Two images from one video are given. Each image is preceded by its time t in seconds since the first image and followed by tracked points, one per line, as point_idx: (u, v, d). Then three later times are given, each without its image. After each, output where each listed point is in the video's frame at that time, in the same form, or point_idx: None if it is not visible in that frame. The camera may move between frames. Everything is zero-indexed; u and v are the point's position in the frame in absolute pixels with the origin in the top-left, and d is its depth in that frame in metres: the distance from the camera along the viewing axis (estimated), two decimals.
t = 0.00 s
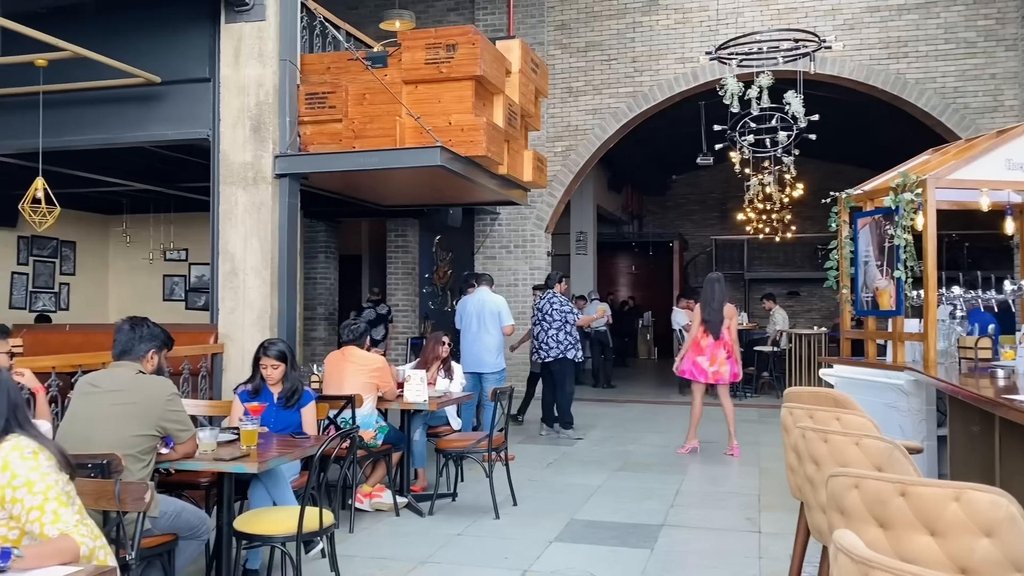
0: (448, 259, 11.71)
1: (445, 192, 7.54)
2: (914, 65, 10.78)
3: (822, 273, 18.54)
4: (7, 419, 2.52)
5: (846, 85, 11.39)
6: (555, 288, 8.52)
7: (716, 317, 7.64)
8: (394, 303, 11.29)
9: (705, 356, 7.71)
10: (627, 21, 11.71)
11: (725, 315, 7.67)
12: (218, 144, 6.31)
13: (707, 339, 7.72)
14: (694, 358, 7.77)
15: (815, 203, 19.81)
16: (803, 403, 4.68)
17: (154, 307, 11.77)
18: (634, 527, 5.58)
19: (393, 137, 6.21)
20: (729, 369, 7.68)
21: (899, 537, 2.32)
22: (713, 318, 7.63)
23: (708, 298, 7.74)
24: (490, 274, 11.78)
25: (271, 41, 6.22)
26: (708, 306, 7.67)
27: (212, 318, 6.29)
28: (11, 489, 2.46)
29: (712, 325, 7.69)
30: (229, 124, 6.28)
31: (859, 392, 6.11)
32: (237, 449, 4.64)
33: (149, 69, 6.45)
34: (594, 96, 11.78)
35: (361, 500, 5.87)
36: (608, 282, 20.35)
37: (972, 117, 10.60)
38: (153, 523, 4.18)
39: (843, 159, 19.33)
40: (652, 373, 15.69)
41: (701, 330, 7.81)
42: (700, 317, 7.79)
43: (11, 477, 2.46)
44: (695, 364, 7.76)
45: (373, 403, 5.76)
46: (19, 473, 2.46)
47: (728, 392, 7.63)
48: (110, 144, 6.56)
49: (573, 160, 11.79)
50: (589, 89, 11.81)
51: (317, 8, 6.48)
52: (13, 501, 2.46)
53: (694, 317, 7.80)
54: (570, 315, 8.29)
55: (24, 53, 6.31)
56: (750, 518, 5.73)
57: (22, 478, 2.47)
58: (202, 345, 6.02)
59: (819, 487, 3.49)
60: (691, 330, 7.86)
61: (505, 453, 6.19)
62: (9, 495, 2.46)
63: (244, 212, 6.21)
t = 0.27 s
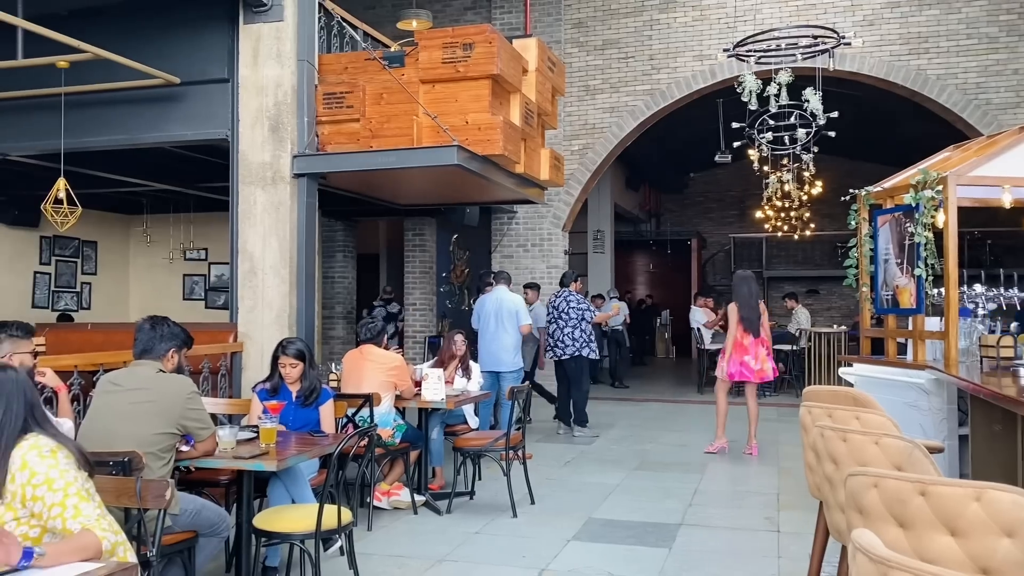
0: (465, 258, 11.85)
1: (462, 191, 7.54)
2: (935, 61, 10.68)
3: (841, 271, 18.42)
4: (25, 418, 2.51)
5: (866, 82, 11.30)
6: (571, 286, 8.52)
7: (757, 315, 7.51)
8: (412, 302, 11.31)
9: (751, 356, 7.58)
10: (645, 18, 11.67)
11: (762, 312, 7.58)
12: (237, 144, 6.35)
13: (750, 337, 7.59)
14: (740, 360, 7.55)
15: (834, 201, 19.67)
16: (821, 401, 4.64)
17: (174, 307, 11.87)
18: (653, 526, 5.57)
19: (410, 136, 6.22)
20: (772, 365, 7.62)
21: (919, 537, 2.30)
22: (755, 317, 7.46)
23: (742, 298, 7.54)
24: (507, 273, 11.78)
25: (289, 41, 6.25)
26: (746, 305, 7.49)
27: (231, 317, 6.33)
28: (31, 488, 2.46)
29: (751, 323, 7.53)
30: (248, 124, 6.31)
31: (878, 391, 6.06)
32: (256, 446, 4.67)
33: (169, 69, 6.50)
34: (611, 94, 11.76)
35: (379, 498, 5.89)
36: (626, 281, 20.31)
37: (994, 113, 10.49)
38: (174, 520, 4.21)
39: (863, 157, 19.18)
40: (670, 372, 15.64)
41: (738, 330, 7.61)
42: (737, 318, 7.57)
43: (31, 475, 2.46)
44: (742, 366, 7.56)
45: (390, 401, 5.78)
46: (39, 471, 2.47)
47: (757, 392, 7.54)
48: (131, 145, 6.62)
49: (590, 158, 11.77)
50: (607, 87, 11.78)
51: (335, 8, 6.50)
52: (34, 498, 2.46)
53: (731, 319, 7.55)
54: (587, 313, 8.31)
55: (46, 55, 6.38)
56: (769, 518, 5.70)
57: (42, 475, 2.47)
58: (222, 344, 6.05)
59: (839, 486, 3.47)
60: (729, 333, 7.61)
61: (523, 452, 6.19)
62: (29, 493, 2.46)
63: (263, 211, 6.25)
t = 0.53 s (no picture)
0: (482, 256, 11.98)
1: (480, 190, 7.56)
2: (957, 56, 10.57)
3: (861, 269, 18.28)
4: (46, 415, 2.53)
5: (887, 78, 11.20)
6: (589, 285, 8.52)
7: (791, 312, 7.44)
8: (430, 300, 11.30)
9: (788, 355, 7.44)
10: (663, 16, 11.63)
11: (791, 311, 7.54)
12: (256, 144, 6.39)
13: (785, 336, 7.48)
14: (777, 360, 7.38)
15: (855, 198, 19.52)
16: (841, 400, 4.61)
17: (195, 305, 11.98)
18: (672, 525, 5.55)
19: (428, 135, 6.23)
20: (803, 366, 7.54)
21: (941, 537, 2.28)
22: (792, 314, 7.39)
23: (776, 297, 7.39)
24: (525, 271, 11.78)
25: (308, 41, 6.28)
26: (783, 303, 7.35)
27: (251, 316, 6.37)
28: (52, 485, 2.48)
29: (786, 322, 7.42)
30: (267, 124, 6.35)
31: (897, 389, 6.04)
32: (276, 444, 4.71)
33: (190, 71, 6.55)
34: (630, 92, 11.72)
35: (398, 496, 5.91)
36: (645, 279, 20.27)
37: (1018, 109, 10.37)
38: (195, 517, 4.25)
39: (884, 153, 19.01)
40: (689, 370, 15.58)
41: (773, 330, 7.45)
42: (772, 317, 7.43)
43: (53, 473, 2.48)
44: (781, 367, 7.37)
45: (409, 399, 5.80)
46: (61, 468, 2.49)
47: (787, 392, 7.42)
48: (152, 146, 6.68)
49: (608, 156, 11.74)
50: (625, 85, 11.75)
51: (353, 8, 6.52)
52: (56, 495, 2.49)
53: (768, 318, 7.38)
54: (607, 311, 8.30)
55: (69, 57, 6.45)
56: (789, 517, 5.67)
57: (64, 473, 2.49)
58: (242, 342, 6.10)
59: (859, 485, 3.45)
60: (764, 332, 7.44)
61: (541, 450, 6.19)
62: (51, 491, 2.48)
63: (282, 211, 6.29)
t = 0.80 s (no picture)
0: (500, 254, 11.99)
1: (498, 188, 7.56)
2: (980, 51, 10.44)
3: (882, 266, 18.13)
4: (71, 414, 2.56)
5: (908, 73, 11.09)
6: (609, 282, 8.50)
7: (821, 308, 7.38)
8: (448, 299, 11.34)
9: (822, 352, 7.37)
10: (681, 12, 11.57)
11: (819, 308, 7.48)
12: (275, 143, 6.43)
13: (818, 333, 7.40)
14: (815, 358, 7.27)
15: (876, 194, 19.36)
16: (862, 398, 4.58)
17: (215, 304, 12.07)
18: (691, 524, 5.53)
19: (446, 134, 6.24)
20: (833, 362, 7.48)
21: (964, 538, 2.26)
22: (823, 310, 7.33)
23: (808, 293, 7.32)
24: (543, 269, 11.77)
25: (326, 40, 6.30)
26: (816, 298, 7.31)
27: (271, 314, 6.41)
28: (77, 484, 2.50)
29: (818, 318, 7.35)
30: (286, 123, 6.38)
31: (921, 387, 5.97)
32: (296, 442, 4.74)
33: (210, 71, 6.60)
34: (648, 88, 11.68)
35: (417, 493, 5.94)
36: (663, 277, 20.21)
37: None
38: (215, 514, 4.30)
39: (906, 149, 18.83)
40: (708, 368, 15.52)
41: (807, 327, 7.36)
42: (805, 314, 7.33)
43: (77, 472, 2.50)
44: (818, 363, 7.28)
45: (428, 397, 5.81)
46: (84, 469, 2.51)
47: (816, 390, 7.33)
48: (173, 145, 6.73)
49: (626, 153, 11.71)
50: (643, 81, 11.71)
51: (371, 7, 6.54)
52: (80, 495, 2.50)
53: (804, 315, 7.27)
54: (628, 308, 8.29)
55: (91, 58, 6.51)
56: (810, 517, 5.63)
57: (87, 472, 2.52)
58: (262, 340, 6.14)
59: (881, 485, 3.42)
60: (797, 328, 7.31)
61: (559, 448, 6.18)
62: (75, 490, 2.50)
63: (302, 210, 6.32)
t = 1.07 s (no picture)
0: (518, 252, 12.00)
1: (517, 186, 7.55)
2: (1005, 46, 10.30)
3: (905, 264, 17.96)
4: (98, 413, 2.59)
5: (931, 68, 10.97)
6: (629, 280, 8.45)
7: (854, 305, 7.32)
8: (467, 297, 11.37)
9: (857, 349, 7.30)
10: (701, 9, 11.51)
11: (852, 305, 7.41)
12: (296, 142, 6.46)
13: (852, 330, 7.33)
14: (850, 355, 7.20)
15: (898, 191, 19.18)
16: (885, 397, 4.53)
17: (236, 302, 12.15)
18: (711, 523, 5.50)
19: (465, 132, 6.24)
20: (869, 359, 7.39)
21: (989, 538, 2.24)
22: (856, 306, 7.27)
23: (839, 289, 7.28)
24: (562, 267, 11.75)
25: (346, 39, 6.31)
26: (849, 294, 7.26)
27: (291, 312, 6.44)
28: (103, 482, 2.53)
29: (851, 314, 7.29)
30: (306, 122, 6.41)
31: (946, 387, 5.87)
32: (316, 439, 4.76)
33: (232, 71, 6.64)
34: (668, 86, 11.63)
35: (436, 491, 5.93)
36: (684, 275, 20.14)
37: None
38: (237, 510, 4.34)
39: (929, 145, 18.63)
40: (728, 366, 15.45)
41: (839, 323, 7.31)
42: (837, 310, 7.28)
43: (104, 470, 2.53)
44: (853, 360, 7.21)
45: (447, 395, 5.81)
46: (111, 467, 2.54)
47: (846, 388, 7.23)
48: (195, 145, 6.79)
49: (646, 151, 11.67)
50: (663, 78, 11.66)
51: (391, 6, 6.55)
52: (106, 493, 2.53)
53: (836, 311, 7.22)
54: (649, 307, 8.25)
55: (115, 58, 6.58)
56: (832, 516, 5.59)
57: (114, 470, 2.54)
58: (282, 338, 6.17)
59: (904, 485, 3.38)
60: (830, 326, 7.24)
61: (579, 446, 6.17)
62: (101, 488, 2.53)
63: (322, 208, 6.35)
